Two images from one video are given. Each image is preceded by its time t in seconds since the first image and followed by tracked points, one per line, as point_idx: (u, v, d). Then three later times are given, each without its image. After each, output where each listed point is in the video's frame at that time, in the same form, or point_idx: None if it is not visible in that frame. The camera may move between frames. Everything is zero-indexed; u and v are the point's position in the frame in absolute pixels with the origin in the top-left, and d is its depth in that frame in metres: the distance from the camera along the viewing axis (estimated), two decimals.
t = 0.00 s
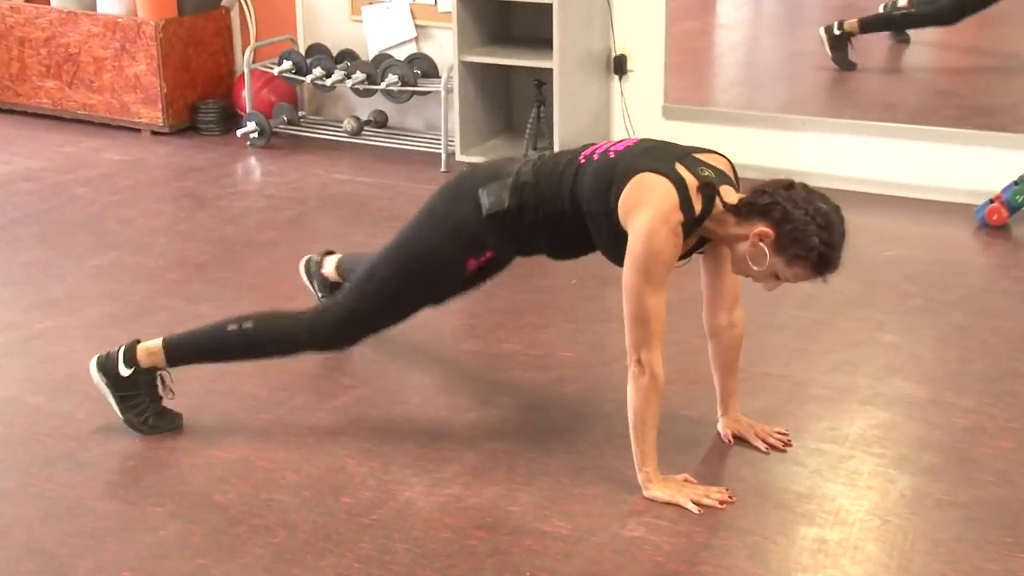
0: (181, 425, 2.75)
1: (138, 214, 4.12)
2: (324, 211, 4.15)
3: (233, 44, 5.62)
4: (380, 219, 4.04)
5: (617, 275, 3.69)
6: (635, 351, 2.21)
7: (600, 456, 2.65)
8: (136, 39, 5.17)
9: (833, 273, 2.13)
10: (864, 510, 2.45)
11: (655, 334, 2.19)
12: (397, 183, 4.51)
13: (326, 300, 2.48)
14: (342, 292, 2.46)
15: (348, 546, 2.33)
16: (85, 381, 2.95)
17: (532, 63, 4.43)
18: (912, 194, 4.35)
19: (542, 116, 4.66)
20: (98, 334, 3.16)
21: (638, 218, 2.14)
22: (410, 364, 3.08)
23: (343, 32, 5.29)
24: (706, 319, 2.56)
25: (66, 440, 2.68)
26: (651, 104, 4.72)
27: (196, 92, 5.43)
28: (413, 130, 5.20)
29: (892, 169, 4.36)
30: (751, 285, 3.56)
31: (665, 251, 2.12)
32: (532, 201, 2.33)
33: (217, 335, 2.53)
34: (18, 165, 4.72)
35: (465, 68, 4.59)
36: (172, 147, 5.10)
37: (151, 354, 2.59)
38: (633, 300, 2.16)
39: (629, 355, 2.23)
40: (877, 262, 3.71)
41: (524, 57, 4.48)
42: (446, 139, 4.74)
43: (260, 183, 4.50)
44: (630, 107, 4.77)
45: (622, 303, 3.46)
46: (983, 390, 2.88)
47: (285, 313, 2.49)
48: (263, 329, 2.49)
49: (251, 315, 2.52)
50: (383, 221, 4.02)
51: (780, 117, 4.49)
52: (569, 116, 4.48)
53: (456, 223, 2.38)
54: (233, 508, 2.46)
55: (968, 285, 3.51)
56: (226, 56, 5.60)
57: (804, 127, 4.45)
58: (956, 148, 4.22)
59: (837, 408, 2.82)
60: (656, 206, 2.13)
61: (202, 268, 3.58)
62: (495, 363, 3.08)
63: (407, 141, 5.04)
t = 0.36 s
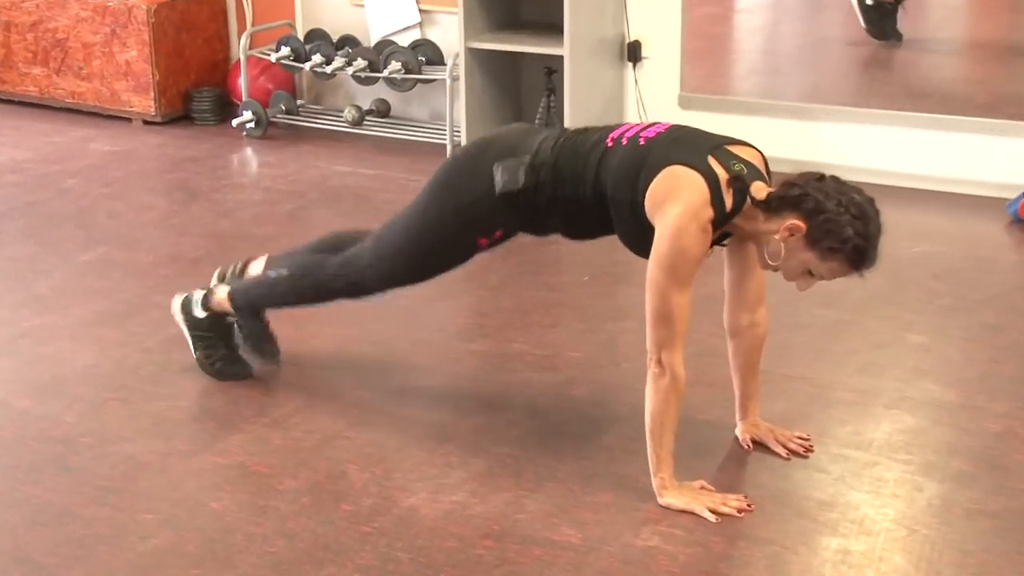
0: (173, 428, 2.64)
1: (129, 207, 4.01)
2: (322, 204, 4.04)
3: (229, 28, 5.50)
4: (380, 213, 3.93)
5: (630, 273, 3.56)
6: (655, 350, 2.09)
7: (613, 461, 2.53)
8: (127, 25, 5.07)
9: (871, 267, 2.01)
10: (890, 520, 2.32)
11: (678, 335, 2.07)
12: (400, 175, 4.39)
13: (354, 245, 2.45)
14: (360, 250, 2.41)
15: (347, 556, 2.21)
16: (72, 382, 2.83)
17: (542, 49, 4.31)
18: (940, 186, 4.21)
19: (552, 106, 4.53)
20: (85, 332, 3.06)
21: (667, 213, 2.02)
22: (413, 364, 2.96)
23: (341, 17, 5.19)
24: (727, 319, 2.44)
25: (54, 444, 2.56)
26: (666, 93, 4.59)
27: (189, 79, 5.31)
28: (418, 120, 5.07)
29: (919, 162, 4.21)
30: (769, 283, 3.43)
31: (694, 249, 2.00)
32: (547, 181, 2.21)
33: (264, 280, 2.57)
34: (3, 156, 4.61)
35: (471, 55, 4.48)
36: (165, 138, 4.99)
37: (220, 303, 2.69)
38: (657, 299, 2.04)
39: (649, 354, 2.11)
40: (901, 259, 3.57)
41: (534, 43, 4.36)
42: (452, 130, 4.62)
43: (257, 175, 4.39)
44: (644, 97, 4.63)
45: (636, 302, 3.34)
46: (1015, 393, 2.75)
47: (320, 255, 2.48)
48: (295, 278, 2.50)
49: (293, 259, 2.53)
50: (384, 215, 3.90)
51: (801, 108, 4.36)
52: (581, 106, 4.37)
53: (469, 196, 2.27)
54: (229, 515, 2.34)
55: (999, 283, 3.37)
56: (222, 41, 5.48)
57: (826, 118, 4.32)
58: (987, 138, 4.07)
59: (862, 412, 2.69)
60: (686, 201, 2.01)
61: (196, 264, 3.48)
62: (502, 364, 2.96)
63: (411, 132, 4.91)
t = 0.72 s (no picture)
0: (163, 429, 2.53)
1: (118, 198, 3.91)
2: (319, 195, 3.93)
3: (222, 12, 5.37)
4: (379, 204, 3.82)
5: (640, 267, 3.44)
6: (662, 349, 1.97)
7: (624, 465, 2.41)
8: (115, 8, 4.96)
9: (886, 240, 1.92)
10: (915, 527, 2.20)
11: (684, 332, 1.95)
12: (403, 166, 4.28)
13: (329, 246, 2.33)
14: (337, 251, 2.29)
15: (345, 564, 2.10)
16: (56, 381, 2.72)
17: (551, 33, 4.19)
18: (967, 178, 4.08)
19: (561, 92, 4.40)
20: (70, 329, 2.95)
21: (665, 204, 1.90)
22: (414, 363, 2.84)
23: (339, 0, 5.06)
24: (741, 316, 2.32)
25: (38, 445, 2.45)
26: (680, 79, 4.47)
27: (180, 63, 5.22)
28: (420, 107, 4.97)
29: (944, 151, 4.09)
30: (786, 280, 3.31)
31: (695, 239, 1.89)
32: (549, 178, 2.10)
33: (219, 272, 2.42)
34: None
35: (476, 39, 4.37)
36: (154, 125, 4.89)
37: (148, 292, 2.48)
38: (659, 295, 1.92)
39: (656, 353, 1.99)
40: (922, 253, 3.45)
41: (542, 27, 4.24)
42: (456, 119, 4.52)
43: (251, 165, 4.28)
44: (657, 82, 4.51)
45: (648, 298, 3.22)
46: None
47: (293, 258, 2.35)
48: (255, 276, 2.36)
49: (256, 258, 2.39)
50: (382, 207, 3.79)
51: (822, 95, 4.25)
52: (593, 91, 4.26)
53: (465, 194, 2.15)
54: (221, 520, 2.23)
55: None
56: (215, 25, 5.36)
57: (847, 104, 4.21)
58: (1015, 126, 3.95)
59: (886, 414, 2.57)
60: (685, 189, 1.89)
61: (187, 258, 3.37)
62: (508, 362, 2.85)
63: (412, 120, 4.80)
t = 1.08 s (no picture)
0: (153, 430, 2.42)
1: (107, 187, 3.80)
2: (316, 185, 3.83)
3: None
4: (379, 195, 3.71)
5: (652, 262, 3.32)
6: (672, 348, 1.86)
7: (638, 469, 2.29)
8: None
9: (905, 235, 1.77)
10: (944, 535, 2.08)
11: (694, 329, 1.83)
12: (407, 155, 4.16)
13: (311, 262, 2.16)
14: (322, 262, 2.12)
15: (344, 572, 1.98)
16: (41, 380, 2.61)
17: (560, 15, 4.08)
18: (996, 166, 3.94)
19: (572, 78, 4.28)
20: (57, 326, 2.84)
21: (671, 194, 1.78)
22: (418, 361, 2.73)
23: None
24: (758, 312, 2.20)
25: (22, 448, 2.35)
26: (696, 64, 4.35)
27: (172, 46, 5.12)
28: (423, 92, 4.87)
29: (971, 138, 3.97)
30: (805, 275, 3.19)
31: (704, 230, 1.77)
32: (556, 178, 1.98)
33: (188, 298, 2.19)
34: None
35: (482, 21, 4.26)
36: (144, 111, 4.78)
37: (108, 333, 2.28)
38: (668, 291, 1.80)
39: (666, 352, 1.87)
40: (945, 246, 3.33)
41: (551, 9, 4.12)
42: (461, 104, 4.41)
43: (247, 153, 4.18)
44: (672, 68, 4.39)
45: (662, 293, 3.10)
46: None
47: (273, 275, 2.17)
48: (236, 293, 2.16)
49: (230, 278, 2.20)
50: (382, 197, 3.68)
51: (845, 81, 4.13)
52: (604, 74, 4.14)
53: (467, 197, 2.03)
54: (214, 526, 2.11)
55: None
56: (208, 8, 5.25)
57: (871, 90, 4.09)
58: None
59: (914, 416, 2.45)
60: (691, 179, 1.77)
61: (179, 251, 3.26)
62: (515, 361, 2.73)
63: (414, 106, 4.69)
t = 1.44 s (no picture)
0: (150, 430, 2.37)
1: (103, 180, 3.75)
2: (317, 178, 3.78)
3: None
4: (381, 189, 3.65)
5: (661, 258, 3.27)
6: (684, 346, 1.80)
7: (647, 469, 2.24)
8: None
9: (925, 233, 1.73)
10: (959, 537, 2.03)
11: (708, 328, 1.78)
12: (410, 147, 4.11)
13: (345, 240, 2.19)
14: (352, 246, 2.15)
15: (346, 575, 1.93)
16: (37, 378, 2.57)
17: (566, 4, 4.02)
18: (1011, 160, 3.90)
19: (580, 67, 4.21)
20: (54, 324, 2.79)
21: (687, 189, 1.73)
22: (422, 359, 2.68)
23: None
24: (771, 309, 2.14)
25: (16, 448, 2.30)
26: (706, 53, 4.29)
27: (169, 37, 5.07)
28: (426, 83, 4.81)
29: (988, 131, 3.91)
30: (817, 272, 3.14)
31: (721, 226, 1.71)
32: (555, 173, 1.92)
33: (242, 279, 2.30)
34: None
35: (488, 10, 4.20)
36: (140, 103, 4.72)
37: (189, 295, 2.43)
38: (682, 288, 1.75)
39: (677, 350, 1.82)
40: (959, 242, 3.27)
41: None
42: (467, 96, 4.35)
43: (246, 146, 4.13)
44: (682, 55, 4.33)
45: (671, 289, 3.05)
46: None
47: (309, 253, 2.22)
48: (280, 279, 2.23)
49: (275, 256, 2.26)
50: (385, 190, 3.63)
51: (862, 71, 4.06)
52: (612, 63, 4.08)
53: (465, 195, 1.99)
54: (213, 527, 2.06)
55: None
56: None
57: (889, 81, 4.02)
58: None
59: (929, 415, 2.39)
60: (710, 174, 1.72)
61: (178, 246, 3.21)
62: (521, 359, 2.68)
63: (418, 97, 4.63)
